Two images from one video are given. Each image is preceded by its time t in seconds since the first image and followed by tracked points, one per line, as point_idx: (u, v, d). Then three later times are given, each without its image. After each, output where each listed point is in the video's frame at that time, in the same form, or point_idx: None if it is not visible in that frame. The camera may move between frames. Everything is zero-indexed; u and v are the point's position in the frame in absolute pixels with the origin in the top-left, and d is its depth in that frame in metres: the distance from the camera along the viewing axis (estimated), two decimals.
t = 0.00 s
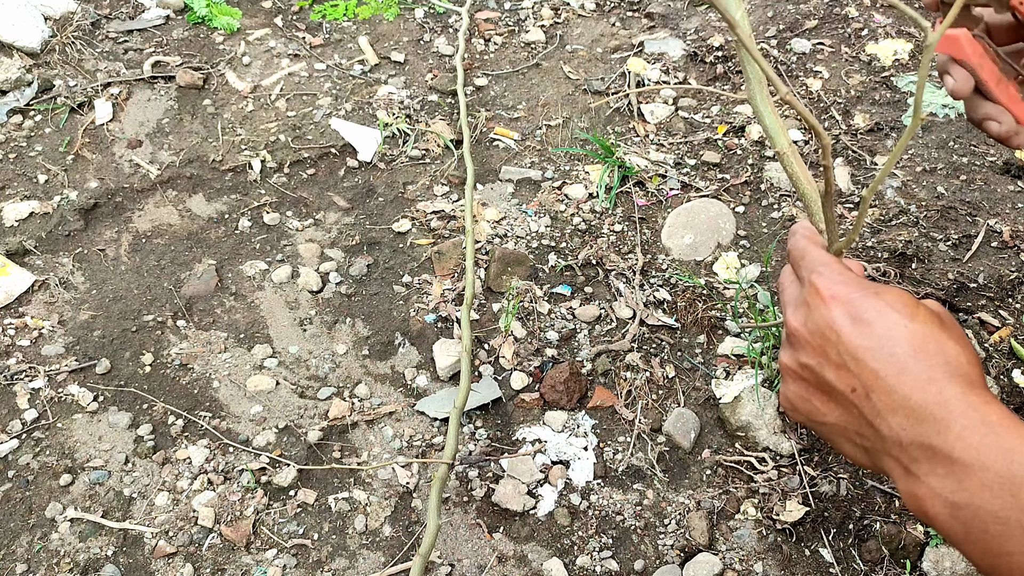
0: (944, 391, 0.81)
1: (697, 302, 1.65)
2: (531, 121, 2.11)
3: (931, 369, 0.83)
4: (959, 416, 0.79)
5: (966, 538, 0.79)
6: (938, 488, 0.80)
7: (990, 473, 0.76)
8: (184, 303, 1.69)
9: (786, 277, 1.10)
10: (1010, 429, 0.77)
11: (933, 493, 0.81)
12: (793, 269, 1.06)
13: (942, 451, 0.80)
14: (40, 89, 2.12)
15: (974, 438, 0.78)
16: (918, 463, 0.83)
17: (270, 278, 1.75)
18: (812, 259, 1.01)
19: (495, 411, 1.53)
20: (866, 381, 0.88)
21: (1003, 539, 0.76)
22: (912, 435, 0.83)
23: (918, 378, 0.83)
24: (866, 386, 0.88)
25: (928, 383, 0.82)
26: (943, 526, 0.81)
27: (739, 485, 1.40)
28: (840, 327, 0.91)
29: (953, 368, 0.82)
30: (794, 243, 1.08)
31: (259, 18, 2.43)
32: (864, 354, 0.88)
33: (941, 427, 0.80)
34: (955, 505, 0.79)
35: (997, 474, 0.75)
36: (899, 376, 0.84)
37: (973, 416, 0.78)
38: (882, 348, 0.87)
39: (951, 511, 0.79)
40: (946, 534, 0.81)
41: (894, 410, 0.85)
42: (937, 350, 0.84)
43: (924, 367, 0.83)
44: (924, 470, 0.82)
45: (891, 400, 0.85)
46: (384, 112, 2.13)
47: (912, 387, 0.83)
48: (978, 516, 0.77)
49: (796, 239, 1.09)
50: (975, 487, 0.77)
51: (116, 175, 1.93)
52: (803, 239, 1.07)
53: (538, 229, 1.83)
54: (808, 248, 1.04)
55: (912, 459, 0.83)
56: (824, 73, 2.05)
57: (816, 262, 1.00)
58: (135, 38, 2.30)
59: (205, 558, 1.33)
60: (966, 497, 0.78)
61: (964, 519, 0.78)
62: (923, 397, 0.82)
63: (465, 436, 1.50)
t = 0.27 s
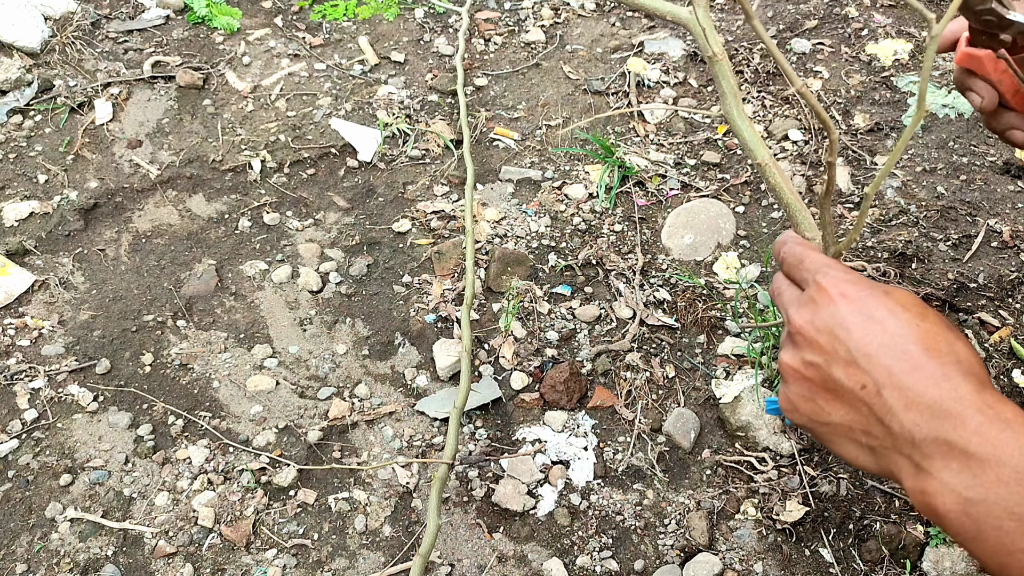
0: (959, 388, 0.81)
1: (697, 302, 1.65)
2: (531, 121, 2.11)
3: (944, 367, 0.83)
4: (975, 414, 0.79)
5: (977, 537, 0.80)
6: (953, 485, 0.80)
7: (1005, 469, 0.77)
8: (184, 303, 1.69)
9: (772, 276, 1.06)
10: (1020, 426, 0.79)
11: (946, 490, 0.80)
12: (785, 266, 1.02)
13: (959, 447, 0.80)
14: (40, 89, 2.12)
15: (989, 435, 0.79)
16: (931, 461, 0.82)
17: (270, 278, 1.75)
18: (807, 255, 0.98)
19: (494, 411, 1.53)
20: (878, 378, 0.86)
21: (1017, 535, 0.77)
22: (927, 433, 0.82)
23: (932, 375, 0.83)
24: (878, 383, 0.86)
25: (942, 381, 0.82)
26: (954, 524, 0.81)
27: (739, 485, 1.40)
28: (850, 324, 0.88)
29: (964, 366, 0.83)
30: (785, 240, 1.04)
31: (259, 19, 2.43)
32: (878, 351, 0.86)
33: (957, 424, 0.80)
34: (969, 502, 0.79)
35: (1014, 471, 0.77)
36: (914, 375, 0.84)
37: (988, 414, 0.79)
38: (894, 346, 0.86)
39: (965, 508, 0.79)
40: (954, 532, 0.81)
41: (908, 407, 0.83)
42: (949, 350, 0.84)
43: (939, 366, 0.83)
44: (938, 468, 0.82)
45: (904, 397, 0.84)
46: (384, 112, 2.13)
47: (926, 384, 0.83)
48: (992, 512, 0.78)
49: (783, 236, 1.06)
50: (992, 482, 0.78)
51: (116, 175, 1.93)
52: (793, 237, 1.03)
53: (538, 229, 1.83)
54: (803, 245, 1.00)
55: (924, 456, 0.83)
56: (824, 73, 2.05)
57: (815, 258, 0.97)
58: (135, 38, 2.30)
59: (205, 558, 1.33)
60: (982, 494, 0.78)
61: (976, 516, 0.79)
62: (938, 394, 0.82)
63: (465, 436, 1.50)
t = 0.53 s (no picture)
0: (956, 393, 0.81)
1: (697, 302, 1.65)
2: (531, 121, 2.11)
3: (941, 372, 0.83)
4: (972, 418, 0.79)
5: (975, 541, 0.80)
6: (951, 490, 0.80)
7: (1004, 473, 0.77)
8: (184, 303, 1.69)
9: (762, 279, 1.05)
10: (1017, 430, 0.79)
11: (945, 495, 0.81)
12: (775, 271, 1.00)
13: (957, 453, 0.80)
14: (40, 89, 2.12)
15: (987, 439, 0.79)
16: (928, 466, 0.82)
17: (270, 278, 1.75)
18: (798, 259, 0.97)
19: (495, 411, 1.53)
20: (875, 384, 0.85)
21: (1016, 539, 0.77)
22: (925, 438, 0.82)
23: (929, 380, 0.83)
24: (874, 389, 0.85)
25: (939, 386, 0.82)
26: (952, 529, 0.81)
27: (739, 485, 1.40)
28: (846, 329, 0.88)
29: (960, 371, 0.83)
30: (772, 244, 1.02)
31: (259, 19, 2.43)
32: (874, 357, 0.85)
33: (955, 430, 0.80)
34: (967, 507, 0.79)
35: (1012, 475, 0.77)
36: (911, 380, 0.83)
37: (985, 419, 0.79)
38: (890, 351, 0.85)
39: (963, 514, 0.80)
40: (952, 537, 0.82)
41: (905, 413, 0.83)
42: (944, 354, 0.84)
43: (935, 371, 0.83)
44: (936, 473, 0.82)
45: (901, 403, 0.84)
46: (384, 112, 2.13)
47: (924, 389, 0.82)
48: (991, 517, 0.78)
49: (772, 238, 1.04)
50: (991, 487, 0.78)
51: (116, 175, 1.93)
52: (783, 240, 1.02)
53: (538, 229, 1.83)
54: (792, 249, 0.99)
55: (921, 462, 0.83)
56: (824, 73, 2.05)
57: (806, 262, 0.96)
58: (135, 38, 2.30)
59: (205, 558, 1.33)
60: (981, 499, 0.78)
61: (975, 521, 0.79)
62: (935, 399, 0.82)
63: (465, 436, 1.50)
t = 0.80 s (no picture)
0: (956, 390, 0.81)
1: (697, 302, 1.65)
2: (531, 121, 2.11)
3: (941, 369, 0.83)
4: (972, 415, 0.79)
5: (975, 539, 0.80)
6: (951, 487, 0.80)
7: (1004, 470, 0.77)
8: (184, 303, 1.69)
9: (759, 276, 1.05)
10: (1016, 427, 0.79)
11: (944, 492, 0.80)
12: (773, 267, 1.00)
13: (956, 449, 0.80)
14: (40, 89, 2.12)
15: (987, 436, 0.79)
16: (928, 462, 0.82)
17: (270, 278, 1.75)
18: (797, 256, 0.97)
19: (495, 411, 1.53)
20: (875, 381, 0.85)
21: (1016, 537, 0.77)
22: (924, 435, 0.82)
23: (929, 377, 0.83)
24: (874, 385, 0.85)
25: (939, 383, 0.82)
26: (952, 527, 0.81)
27: (739, 485, 1.40)
28: (846, 326, 0.88)
29: (960, 368, 0.83)
30: (769, 240, 1.03)
31: (259, 19, 2.43)
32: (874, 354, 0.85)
33: (955, 427, 0.80)
34: (967, 504, 0.79)
35: (1012, 472, 0.77)
36: (910, 377, 0.83)
37: (985, 416, 0.79)
38: (890, 348, 0.85)
39: (962, 511, 0.79)
40: (951, 535, 0.81)
41: (905, 410, 0.83)
42: (944, 351, 0.84)
43: (935, 368, 0.83)
44: (935, 469, 0.82)
45: (901, 400, 0.84)
46: (384, 112, 2.13)
47: (923, 386, 0.82)
48: (991, 514, 0.78)
49: (771, 235, 1.04)
50: (990, 484, 0.78)
51: (116, 175, 1.93)
52: (782, 236, 1.02)
53: (538, 229, 1.83)
54: (789, 244, 1.00)
55: (921, 459, 0.83)
56: (824, 73, 2.05)
57: (805, 258, 0.95)
58: (135, 38, 2.30)
59: (205, 558, 1.33)
60: (981, 496, 0.78)
61: (974, 518, 0.79)
62: (934, 396, 0.82)
63: (465, 436, 1.50)
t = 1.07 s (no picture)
0: (959, 387, 0.81)
1: (697, 302, 1.65)
2: (531, 121, 2.11)
3: (944, 366, 0.83)
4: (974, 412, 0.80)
5: (973, 535, 0.79)
6: (952, 482, 0.80)
7: (1006, 467, 0.78)
8: (184, 303, 1.69)
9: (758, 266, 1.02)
10: (1016, 425, 0.80)
11: (945, 487, 0.81)
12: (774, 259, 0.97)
13: (958, 445, 0.80)
14: (40, 89, 2.12)
15: (988, 433, 0.79)
16: (929, 458, 0.82)
17: (270, 278, 1.75)
18: (802, 247, 0.94)
19: (495, 411, 1.53)
20: (879, 376, 0.85)
21: (1016, 533, 0.77)
22: (927, 430, 0.82)
23: (933, 373, 0.82)
24: (878, 381, 0.85)
25: (942, 379, 0.82)
26: (951, 522, 0.81)
27: (739, 485, 1.40)
28: (852, 320, 0.86)
29: (961, 366, 0.84)
30: (771, 230, 0.99)
31: (259, 19, 2.43)
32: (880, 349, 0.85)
33: (957, 423, 0.80)
34: (968, 500, 0.79)
35: (1013, 468, 0.77)
36: (914, 373, 0.83)
37: (986, 413, 0.80)
38: (895, 344, 0.85)
39: (963, 506, 0.79)
40: (950, 531, 0.81)
41: (909, 407, 0.83)
42: (947, 350, 0.84)
43: (938, 365, 0.83)
44: (937, 464, 0.81)
45: (904, 396, 0.83)
46: (384, 112, 2.13)
47: (927, 382, 0.82)
48: (992, 510, 0.78)
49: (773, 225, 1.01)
50: (991, 480, 0.78)
51: (116, 175, 1.93)
52: (784, 227, 0.99)
53: (538, 229, 1.83)
54: (793, 235, 0.97)
55: (922, 454, 0.82)
56: (824, 73, 2.05)
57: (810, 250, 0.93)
58: (135, 38, 2.30)
59: (205, 558, 1.33)
60: (981, 492, 0.78)
61: (975, 514, 0.79)
62: (938, 392, 0.82)
63: (465, 436, 1.50)
